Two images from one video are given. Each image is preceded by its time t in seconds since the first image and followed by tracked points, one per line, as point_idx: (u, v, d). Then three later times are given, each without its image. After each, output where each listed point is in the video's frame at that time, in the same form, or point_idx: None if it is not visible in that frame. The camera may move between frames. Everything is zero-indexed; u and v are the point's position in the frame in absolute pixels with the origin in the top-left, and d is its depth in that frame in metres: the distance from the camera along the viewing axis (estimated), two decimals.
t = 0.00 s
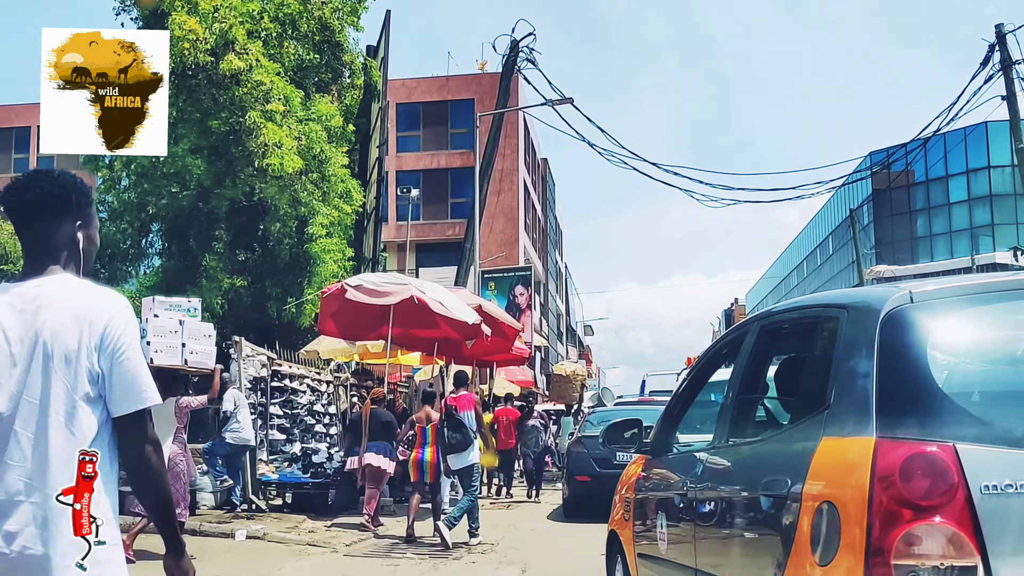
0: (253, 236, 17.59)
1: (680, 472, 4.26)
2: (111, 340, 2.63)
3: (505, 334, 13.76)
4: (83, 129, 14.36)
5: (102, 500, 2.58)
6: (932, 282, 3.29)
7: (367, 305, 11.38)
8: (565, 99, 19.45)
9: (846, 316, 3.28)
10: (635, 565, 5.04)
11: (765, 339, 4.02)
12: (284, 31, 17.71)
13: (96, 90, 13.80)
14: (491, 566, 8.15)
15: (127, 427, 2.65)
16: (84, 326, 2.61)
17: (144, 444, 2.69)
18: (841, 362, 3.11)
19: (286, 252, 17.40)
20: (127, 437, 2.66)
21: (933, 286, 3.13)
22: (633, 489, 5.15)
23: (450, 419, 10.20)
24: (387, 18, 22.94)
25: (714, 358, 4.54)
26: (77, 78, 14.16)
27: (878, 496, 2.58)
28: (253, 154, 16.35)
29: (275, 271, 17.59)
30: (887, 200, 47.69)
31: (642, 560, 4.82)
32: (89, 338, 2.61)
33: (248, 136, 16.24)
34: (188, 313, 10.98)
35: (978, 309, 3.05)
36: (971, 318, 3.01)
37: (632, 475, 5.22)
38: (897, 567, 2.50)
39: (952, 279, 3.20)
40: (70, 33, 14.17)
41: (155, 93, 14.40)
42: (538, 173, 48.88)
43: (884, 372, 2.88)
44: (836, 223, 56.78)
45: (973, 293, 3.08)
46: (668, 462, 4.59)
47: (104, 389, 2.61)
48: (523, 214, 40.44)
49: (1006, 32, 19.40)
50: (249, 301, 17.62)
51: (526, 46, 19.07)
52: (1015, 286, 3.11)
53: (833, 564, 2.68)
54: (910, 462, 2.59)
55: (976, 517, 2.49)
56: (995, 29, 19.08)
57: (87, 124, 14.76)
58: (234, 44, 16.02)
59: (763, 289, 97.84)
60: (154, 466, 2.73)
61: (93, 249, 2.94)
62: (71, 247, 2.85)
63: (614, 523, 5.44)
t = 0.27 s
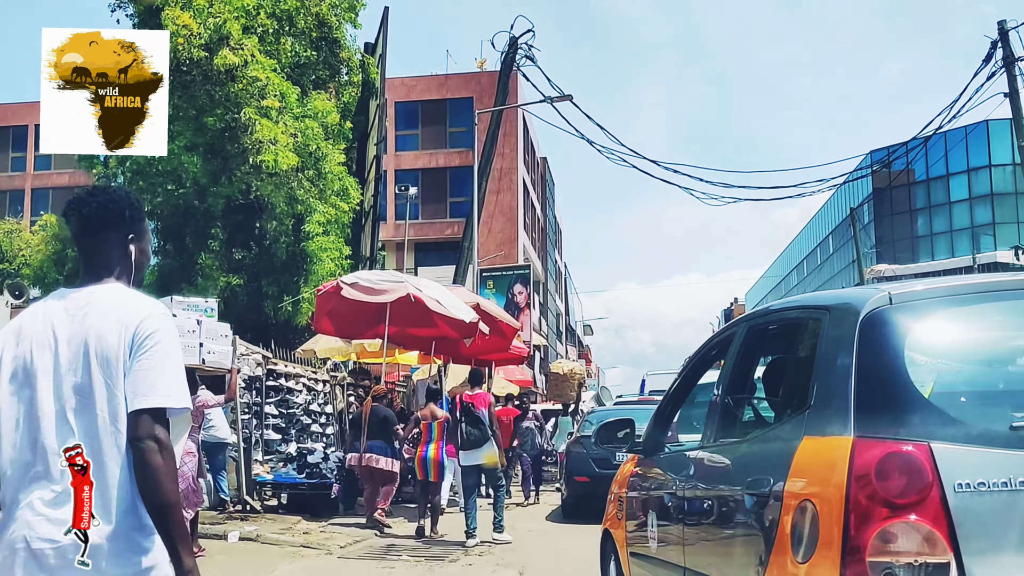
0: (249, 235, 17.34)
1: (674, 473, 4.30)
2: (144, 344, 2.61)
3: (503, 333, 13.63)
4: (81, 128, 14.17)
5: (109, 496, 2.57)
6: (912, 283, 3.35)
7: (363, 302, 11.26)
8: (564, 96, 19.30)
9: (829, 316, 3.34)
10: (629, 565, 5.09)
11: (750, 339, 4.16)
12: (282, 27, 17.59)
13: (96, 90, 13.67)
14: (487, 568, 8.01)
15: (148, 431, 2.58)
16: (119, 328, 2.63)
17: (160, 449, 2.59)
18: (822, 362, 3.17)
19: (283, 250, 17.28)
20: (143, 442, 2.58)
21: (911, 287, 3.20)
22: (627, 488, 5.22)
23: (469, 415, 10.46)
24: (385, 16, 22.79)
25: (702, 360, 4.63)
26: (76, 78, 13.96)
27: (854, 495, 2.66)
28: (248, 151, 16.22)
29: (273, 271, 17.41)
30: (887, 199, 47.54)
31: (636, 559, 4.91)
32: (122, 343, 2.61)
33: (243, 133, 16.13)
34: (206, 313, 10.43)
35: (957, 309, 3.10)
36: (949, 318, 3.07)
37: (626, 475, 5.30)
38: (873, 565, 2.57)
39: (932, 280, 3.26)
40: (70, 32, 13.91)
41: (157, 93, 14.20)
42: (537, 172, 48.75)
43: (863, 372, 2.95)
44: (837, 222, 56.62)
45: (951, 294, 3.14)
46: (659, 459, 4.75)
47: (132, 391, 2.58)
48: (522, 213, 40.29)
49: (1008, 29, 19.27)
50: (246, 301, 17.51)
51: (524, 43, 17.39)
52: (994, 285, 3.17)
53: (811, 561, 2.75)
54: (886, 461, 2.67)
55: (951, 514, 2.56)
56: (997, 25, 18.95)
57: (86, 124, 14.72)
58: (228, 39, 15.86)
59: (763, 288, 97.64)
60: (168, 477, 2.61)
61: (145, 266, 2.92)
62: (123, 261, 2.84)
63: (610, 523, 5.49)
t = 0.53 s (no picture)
0: (246, 232, 17.23)
1: (666, 472, 4.31)
2: (209, 362, 2.77)
3: (502, 332, 13.46)
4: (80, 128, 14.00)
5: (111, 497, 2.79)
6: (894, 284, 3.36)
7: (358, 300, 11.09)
8: (564, 93, 19.11)
9: (812, 317, 3.35)
10: (621, 562, 5.10)
11: (739, 341, 4.24)
12: (277, 23, 17.46)
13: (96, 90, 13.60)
14: (484, 571, 7.83)
15: (207, 443, 2.72)
16: (188, 346, 2.80)
17: (218, 461, 2.72)
18: (806, 361, 3.19)
19: (279, 248, 17.17)
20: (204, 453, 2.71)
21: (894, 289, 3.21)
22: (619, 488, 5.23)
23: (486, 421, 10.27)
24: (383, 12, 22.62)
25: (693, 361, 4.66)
26: (76, 78, 13.82)
27: (832, 494, 2.68)
28: (243, 147, 16.09)
29: (267, 268, 17.44)
30: (888, 198, 47.39)
31: (625, 557, 4.91)
32: (188, 358, 2.78)
33: (238, 129, 15.97)
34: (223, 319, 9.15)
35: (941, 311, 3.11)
36: (934, 319, 3.08)
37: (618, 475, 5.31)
38: (851, 564, 2.59)
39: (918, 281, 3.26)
40: (71, 33, 13.74)
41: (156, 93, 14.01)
42: (537, 171, 48.61)
43: (844, 372, 2.97)
44: (837, 221, 56.46)
45: (936, 294, 3.14)
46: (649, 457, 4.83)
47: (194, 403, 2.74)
48: (521, 212, 40.12)
49: (1011, 25, 19.09)
50: (241, 299, 17.58)
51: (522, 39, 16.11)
52: (978, 288, 3.16)
53: (790, 559, 2.78)
54: (865, 462, 2.69)
55: (927, 513, 2.58)
56: (1000, 21, 18.78)
57: (87, 124, 14.52)
58: (223, 33, 15.70)
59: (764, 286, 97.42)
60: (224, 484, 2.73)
61: (216, 277, 3.36)
62: (201, 277, 3.28)
63: (604, 523, 5.49)
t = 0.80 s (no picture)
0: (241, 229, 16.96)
1: (657, 470, 4.29)
2: (268, 363, 2.96)
3: (500, 330, 13.28)
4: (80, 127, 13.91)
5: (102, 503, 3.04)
6: (880, 285, 3.32)
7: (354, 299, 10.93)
8: (563, 89, 18.92)
9: (794, 320, 3.33)
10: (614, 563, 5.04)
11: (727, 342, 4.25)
12: (274, 20, 17.32)
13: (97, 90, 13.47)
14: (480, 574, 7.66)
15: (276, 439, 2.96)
16: (245, 348, 2.96)
17: (287, 452, 3.00)
18: (787, 364, 3.18)
19: (274, 246, 17.03)
20: (275, 446, 2.99)
21: (875, 291, 3.19)
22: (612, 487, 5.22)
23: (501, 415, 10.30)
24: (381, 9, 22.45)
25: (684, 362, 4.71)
26: (76, 77, 13.58)
27: (811, 493, 2.66)
28: (237, 144, 15.94)
29: (264, 266, 17.24)
30: (888, 196, 47.25)
31: (619, 557, 4.85)
32: (246, 360, 2.95)
33: (233, 126, 15.83)
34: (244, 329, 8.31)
35: (924, 314, 3.10)
36: (916, 323, 3.07)
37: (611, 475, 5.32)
38: (829, 563, 2.56)
39: (901, 284, 3.25)
40: (72, 34, 13.43)
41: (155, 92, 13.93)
42: (536, 170, 48.44)
43: (824, 375, 2.96)
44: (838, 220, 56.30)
45: (922, 297, 3.13)
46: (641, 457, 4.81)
47: (258, 403, 2.93)
48: (521, 211, 39.96)
49: (1013, 21, 18.90)
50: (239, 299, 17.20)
51: (521, 37, 16.17)
52: (959, 293, 3.15)
53: (769, 559, 2.76)
54: (843, 461, 2.67)
55: (903, 513, 2.56)
56: (1003, 17, 18.59)
57: (87, 124, 14.39)
58: (217, 28, 15.67)
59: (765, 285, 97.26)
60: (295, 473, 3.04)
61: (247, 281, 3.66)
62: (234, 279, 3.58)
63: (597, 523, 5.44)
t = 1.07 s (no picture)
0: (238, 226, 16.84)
1: (649, 468, 4.45)
2: (291, 368, 3.19)
3: (497, 329, 13.18)
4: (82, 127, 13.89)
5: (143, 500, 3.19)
6: (860, 289, 3.48)
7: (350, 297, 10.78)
8: (562, 86, 18.78)
9: (776, 322, 3.48)
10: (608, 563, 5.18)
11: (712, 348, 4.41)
12: (269, 17, 17.22)
13: (96, 89, 13.31)
14: None
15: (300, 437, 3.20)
16: (267, 353, 3.16)
17: (309, 448, 3.23)
18: (768, 364, 3.34)
19: (271, 245, 16.93)
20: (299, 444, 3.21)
21: (853, 295, 3.37)
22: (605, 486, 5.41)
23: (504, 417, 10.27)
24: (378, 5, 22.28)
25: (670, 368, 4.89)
26: (76, 77, 13.34)
27: (791, 493, 2.81)
28: (233, 140, 15.83)
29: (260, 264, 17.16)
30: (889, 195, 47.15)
31: (613, 556, 4.98)
32: (270, 366, 3.16)
33: (228, 122, 15.71)
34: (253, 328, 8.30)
35: (899, 316, 3.28)
36: (893, 326, 3.25)
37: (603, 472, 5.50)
38: (806, 560, 2.71)
39: (880, 287, 3.42)
40: (71, 34, 13.12)
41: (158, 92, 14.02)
42: (535, 169, 48.27)
43: (804, 377, 3.12)
44: (838, 219, 56.18)
45: (904, 298, 3.32)
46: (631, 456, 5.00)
47: (284, 405, 3.16)
48: (520, 210, 39.81)
49: (1016, 17, 18.77)
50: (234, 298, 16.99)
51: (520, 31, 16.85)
52: (935, 293, 3.34)
53: (751, 554, 2.91)
54: (820, 462, 2.83)
55: (879, 510, 2.72)
56: (1005, 14, 18.46)
57: (86, 124, 14.24)
58: (211, 24, 15.50)
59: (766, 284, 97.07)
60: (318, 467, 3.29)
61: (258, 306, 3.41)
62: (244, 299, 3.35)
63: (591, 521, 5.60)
